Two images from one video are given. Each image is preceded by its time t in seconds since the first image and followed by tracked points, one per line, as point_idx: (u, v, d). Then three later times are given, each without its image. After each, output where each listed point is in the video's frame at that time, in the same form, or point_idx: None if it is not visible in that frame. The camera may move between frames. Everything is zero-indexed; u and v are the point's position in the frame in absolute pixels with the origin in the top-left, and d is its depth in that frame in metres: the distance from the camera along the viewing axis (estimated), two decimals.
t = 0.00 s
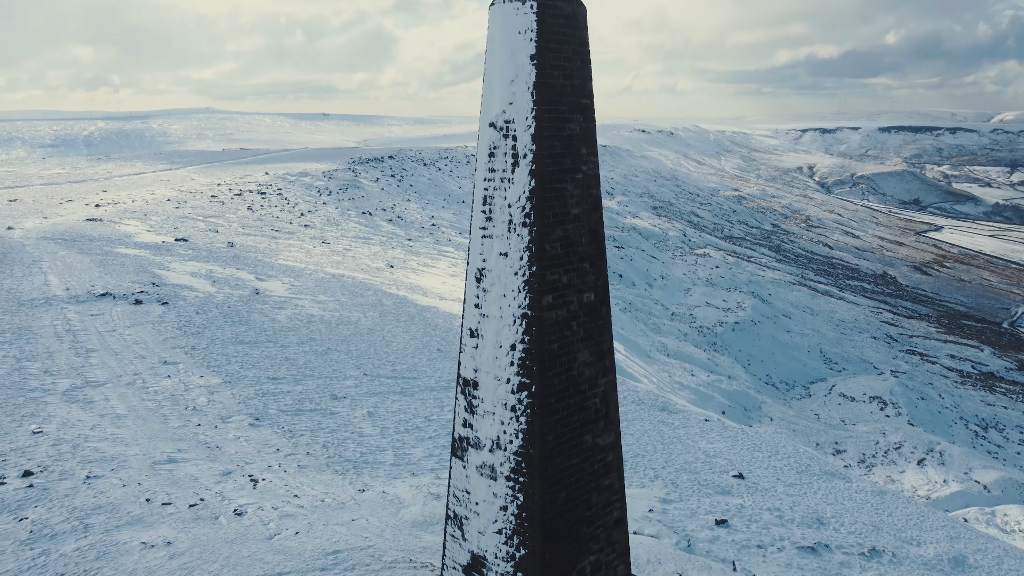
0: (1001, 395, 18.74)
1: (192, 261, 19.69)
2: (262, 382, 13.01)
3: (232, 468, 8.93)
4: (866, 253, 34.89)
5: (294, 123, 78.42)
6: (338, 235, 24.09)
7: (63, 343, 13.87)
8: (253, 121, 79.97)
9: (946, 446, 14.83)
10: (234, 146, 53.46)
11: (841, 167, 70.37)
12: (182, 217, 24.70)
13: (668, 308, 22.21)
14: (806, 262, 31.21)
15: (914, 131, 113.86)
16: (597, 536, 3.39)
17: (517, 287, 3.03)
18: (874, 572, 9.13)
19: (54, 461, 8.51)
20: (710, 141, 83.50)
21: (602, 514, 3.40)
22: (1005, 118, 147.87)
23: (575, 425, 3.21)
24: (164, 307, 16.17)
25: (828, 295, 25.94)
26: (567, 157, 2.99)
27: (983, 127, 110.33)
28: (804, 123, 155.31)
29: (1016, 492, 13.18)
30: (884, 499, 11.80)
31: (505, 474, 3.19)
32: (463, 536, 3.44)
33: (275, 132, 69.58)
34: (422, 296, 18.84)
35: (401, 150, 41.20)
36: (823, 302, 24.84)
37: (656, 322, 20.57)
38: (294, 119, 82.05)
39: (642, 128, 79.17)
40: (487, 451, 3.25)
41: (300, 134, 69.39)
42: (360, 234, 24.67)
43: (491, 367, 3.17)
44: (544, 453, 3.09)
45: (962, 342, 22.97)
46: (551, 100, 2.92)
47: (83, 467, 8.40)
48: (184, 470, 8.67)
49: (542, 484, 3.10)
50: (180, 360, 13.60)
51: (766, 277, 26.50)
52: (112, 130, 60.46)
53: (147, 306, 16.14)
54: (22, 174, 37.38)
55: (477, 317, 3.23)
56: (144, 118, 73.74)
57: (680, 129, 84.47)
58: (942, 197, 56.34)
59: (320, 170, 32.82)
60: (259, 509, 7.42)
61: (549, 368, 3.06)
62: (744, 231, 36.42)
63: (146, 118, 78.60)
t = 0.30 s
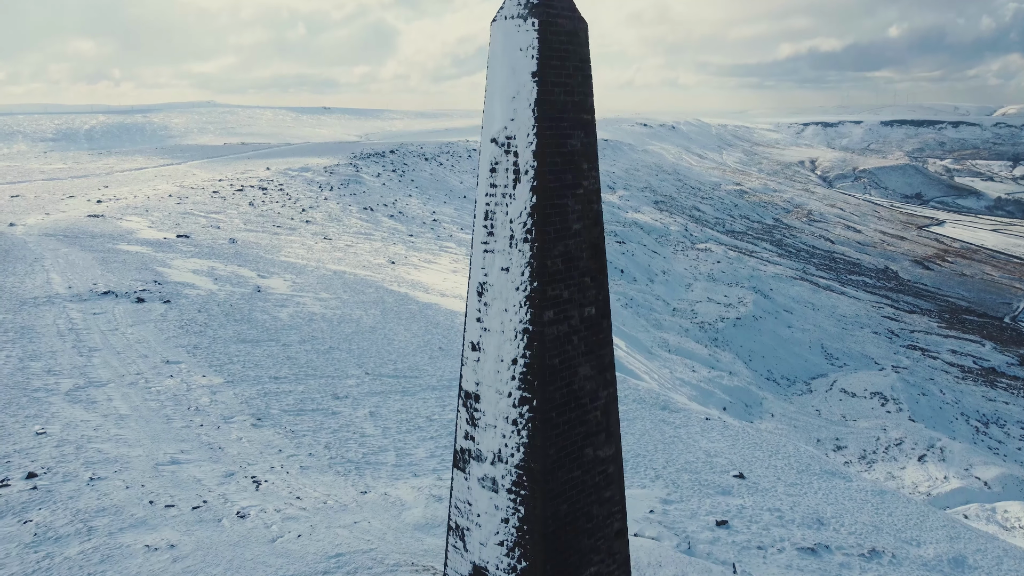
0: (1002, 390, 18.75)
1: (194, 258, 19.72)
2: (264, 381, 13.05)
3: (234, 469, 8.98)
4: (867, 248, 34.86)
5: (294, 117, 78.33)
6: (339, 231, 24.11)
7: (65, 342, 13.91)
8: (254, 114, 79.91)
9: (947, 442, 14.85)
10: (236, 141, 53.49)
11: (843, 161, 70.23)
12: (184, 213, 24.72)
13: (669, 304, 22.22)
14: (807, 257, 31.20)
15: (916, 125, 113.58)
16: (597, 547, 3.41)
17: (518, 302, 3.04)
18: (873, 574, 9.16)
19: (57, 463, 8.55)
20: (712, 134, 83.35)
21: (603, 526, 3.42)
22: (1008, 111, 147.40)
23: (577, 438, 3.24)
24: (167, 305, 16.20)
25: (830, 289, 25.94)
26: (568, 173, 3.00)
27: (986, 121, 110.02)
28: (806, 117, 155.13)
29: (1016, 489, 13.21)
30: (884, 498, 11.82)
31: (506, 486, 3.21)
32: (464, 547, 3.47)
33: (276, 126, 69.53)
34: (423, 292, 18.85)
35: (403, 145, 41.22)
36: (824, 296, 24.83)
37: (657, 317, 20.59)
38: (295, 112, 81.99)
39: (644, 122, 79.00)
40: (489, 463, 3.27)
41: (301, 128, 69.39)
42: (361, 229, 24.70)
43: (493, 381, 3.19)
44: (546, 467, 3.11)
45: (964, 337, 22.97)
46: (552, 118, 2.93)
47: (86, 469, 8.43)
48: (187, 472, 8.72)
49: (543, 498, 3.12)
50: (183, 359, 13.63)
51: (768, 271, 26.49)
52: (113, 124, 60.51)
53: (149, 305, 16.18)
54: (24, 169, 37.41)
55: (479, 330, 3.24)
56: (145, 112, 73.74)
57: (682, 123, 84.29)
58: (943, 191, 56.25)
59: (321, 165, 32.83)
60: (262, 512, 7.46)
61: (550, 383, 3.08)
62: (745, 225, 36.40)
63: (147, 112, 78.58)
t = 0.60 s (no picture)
0: (1003, 385, 18.76)
1: (196, 255, 19.74)
2: (267, 380, 13.09)
3: (237, 470, 9.02)
4: (869, 242, 34.80)
5: (296, 111, 78.24)
6: (341, 227, 24.13)
7: (68, 340, 13.96)
8: (255, 108, 79.86)
9: (948, 438, 14.87)
10: (237, 134, 53.52)
11: (845, 155, 70.06)
12: (186, 209, 24.73)
13: (670, 299, 22.22)
14: (809, 251, 31.17)
15: (919, 118, 113.24)
16: (598, 557, 3.43)
17: (520, 317, 3.05)
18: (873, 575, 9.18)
19: (61, 464, 8.59)
20: (714, 128, 83.15)
21: (603, 537, 3.44)
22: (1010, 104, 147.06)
23: (577, 450, 3.25)
24: (169, 303, 16.23)
25: (831, 284, 25.92)
26: (569, 189, 3.01)
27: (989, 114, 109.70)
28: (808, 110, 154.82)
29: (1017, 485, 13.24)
30: (884, 498, 11.84)
31: (507, 499, 3.23)
32: (466, 557, 3.49)
33: (277, 120, 69.52)
34: (425, 289, 18.86)
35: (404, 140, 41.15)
36: (826, 291, 24.81)
37: (658, 312, 20.59)
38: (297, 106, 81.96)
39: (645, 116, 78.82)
40: (490, 476, 3.29)
41: (303, 121, 69.37)
42: (363, 225, 24.71)
43: (495, 394, 3.21)
44: (547, 480, 3.13)
45: (965, 332, 22.96)
46: (553, 134, 2.94)
47: (90, 470, 8.48)
48: (190, 473, 8.75)
49: (544, 511, 3.14)
50: (186, 358, 13.66)
51: (770, 266, 26.47)
52: (115, 117, 60.53)
53: (152, 303, 16.22)
54: (25, 163, 37.43)
55: (481, 344, 3.26)
56: (147, 105, 73.76)
57: (684, 116, 84.08)
58: (946, 185, 56.12)
59: (323, 160, 32.83)
60: (265, 514, 7.50)
61: (551, 397, 3.09)
62: (747, 220, 36.36)
63: (149, 106, 78.55)
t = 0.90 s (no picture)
0: (1004, 380, 18.76)
1: (198, 252, 19.75)
2: (268, 380, 13.13)
3: (240, 471, 9.06)
4: (871, 237, 34.75)
5: (297, 104, 78.18)
6: (342, 223, 24.14)
7: (71, 339, 14.00)
8: (257, 101, 79.76)
9: (949, 435, 14.88)
10: (239, 128, 53.49)
11: (847, 149, 69.88)
12: (187, 205, 24.75)
13: (672, 295, 22.22)
14: (811, 246, 31.14)
15: (922, 112, 112.91)
16: (599, 569, 3.46)
17: (521, 331, 3.07)
18: None
19: (65, 466, 8.63)
20: (716, 122, 82.94)
21: (603, 548, 3.47)
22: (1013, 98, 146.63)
23: (578, 462, 3.27)
24: (171, 301, 16.27)
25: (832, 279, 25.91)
26: (570, 204, 3.02)
27: (991, 108, 109.37)
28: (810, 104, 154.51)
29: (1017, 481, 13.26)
30: (884, 497, 11.87)
31: (509, 511, 3.26)
32: (468, 567, 3.52)
33: (279, 113, 69.44)
34: (426, 286, 18.87)
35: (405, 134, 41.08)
36: (828, 286, 24.79)
37: (659, 308, 20.60)
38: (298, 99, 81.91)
39: (647, 110, 78.58)
40: (492, 487, 3.31)
41: (304, 115, 69.32)
42: (364, 221, 24.72)
43: (496, 407, 3.22)
44: (548, 493, 3.15)
45: (967, 327, 22.95)
46: (554, 151, 2.94)
47: (93, 472, 8.52)
48: (193, 474, 8.80)
49: (545, 523, 3.16)
50: (188, 358, 13.70)
51: (771, 261, 26.45)
52: (116, 111, 60.51)
53: (154, 301, 16.25)
54: (27, 158, 37.42)
55: (482, 357, 3.28)
56: (148, 99, 73.74)
57: (686, 110, 83.85)
58: (948, 180, 56.00)
59: (324, 155, 32.81)
60: (267, 516, 7.54)
61: (552, 411, 3.11)
62: (748, 214, 36.31)
63: (151, 99, 78.54)
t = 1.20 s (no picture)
0: (1006, 376, 18.76)
1: (199, 249, 19.77)
2: (270, 379, 13.16)
3: (242, 473, 9.10)
4: (872, 231, 34.70)
5: (298, 99, 78.11)
6: (344, 219, 24.15)
7: (73, 339, 14.05)
8: (258, 95, 79.68)
9: (949, 431, 14.89)
10: (240, 123, 53.49)
11: (849, 143, 69.69)
12: (189, 201, 24.76)
13: (673, 290, 22.22)
14: (812, 240, 31.10)
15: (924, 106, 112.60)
16: None
17: (522, 345, 3.09)
18: None
19: (68, 467, 8.68)
20: (717, 117, 82.73)
21: (603, 558, 3.49)
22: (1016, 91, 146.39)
23: (579, 473, 3.30)
24: (173, 300, 16.30)
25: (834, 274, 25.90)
26: (571, 220, 3.04)
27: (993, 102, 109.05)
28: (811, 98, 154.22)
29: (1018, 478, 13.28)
30: (884, 497, 11.89)
31: (510, 522, 3.28)
32: None
33: (279, 107, 69.37)
34: (427, 283, 18.88)
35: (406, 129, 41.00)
36: (829, 281, 24.77)
37: (660, 304, 20.60)
38: (299, 94, 81.87)
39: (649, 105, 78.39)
40: (493, 498, 3.34)
41: (305, 110, 69.26)
42: (365, 217, 24.72)
43: (498, 420, 3.25)
44: (549, 505, 3.18)
45: (968, 322, 22.93)
46: (555, 167, 2.96)
47: (96, 473, 8.56)
48: (195, 476, 8.84)
49: (546, 535, 3.19)
50: (190, 357, 13.74)
51: (772, 256, 26.43)
52: (116, 105, 60.47)
53: (156, 300, 16.29)
54: (28, 154, 37.43)
55: (484, 370, 3.29)
56: (149, 93, 73.78)
57: (687, 105, 83.60)
58: (950, 174, 55.86)
59: (325, 151, 32.78)
60: (270, 518, 7.58)
61: (553, 424, 3.13)
62: (750, 209, 36.26)
63: (152, 93, 78.51)
